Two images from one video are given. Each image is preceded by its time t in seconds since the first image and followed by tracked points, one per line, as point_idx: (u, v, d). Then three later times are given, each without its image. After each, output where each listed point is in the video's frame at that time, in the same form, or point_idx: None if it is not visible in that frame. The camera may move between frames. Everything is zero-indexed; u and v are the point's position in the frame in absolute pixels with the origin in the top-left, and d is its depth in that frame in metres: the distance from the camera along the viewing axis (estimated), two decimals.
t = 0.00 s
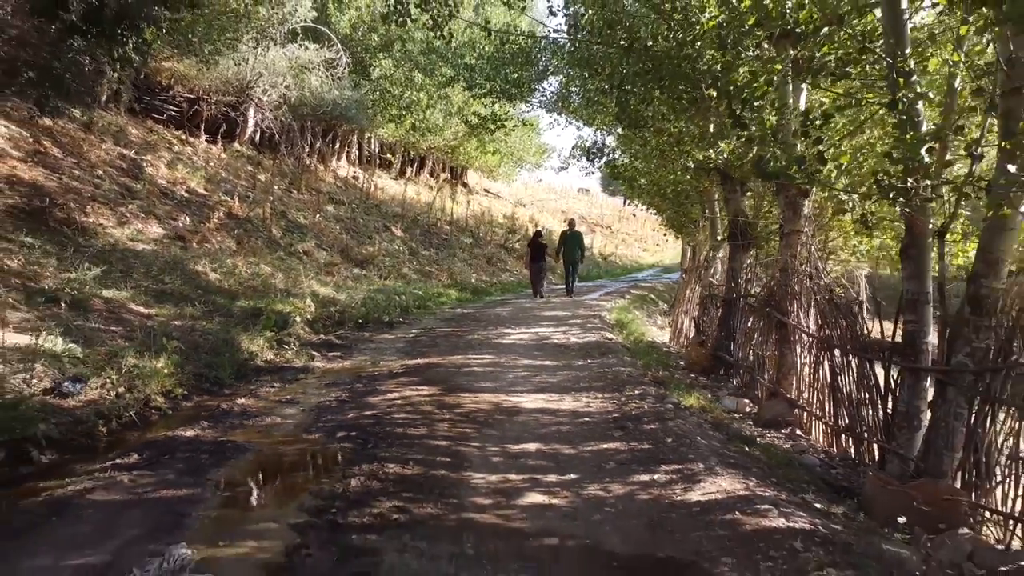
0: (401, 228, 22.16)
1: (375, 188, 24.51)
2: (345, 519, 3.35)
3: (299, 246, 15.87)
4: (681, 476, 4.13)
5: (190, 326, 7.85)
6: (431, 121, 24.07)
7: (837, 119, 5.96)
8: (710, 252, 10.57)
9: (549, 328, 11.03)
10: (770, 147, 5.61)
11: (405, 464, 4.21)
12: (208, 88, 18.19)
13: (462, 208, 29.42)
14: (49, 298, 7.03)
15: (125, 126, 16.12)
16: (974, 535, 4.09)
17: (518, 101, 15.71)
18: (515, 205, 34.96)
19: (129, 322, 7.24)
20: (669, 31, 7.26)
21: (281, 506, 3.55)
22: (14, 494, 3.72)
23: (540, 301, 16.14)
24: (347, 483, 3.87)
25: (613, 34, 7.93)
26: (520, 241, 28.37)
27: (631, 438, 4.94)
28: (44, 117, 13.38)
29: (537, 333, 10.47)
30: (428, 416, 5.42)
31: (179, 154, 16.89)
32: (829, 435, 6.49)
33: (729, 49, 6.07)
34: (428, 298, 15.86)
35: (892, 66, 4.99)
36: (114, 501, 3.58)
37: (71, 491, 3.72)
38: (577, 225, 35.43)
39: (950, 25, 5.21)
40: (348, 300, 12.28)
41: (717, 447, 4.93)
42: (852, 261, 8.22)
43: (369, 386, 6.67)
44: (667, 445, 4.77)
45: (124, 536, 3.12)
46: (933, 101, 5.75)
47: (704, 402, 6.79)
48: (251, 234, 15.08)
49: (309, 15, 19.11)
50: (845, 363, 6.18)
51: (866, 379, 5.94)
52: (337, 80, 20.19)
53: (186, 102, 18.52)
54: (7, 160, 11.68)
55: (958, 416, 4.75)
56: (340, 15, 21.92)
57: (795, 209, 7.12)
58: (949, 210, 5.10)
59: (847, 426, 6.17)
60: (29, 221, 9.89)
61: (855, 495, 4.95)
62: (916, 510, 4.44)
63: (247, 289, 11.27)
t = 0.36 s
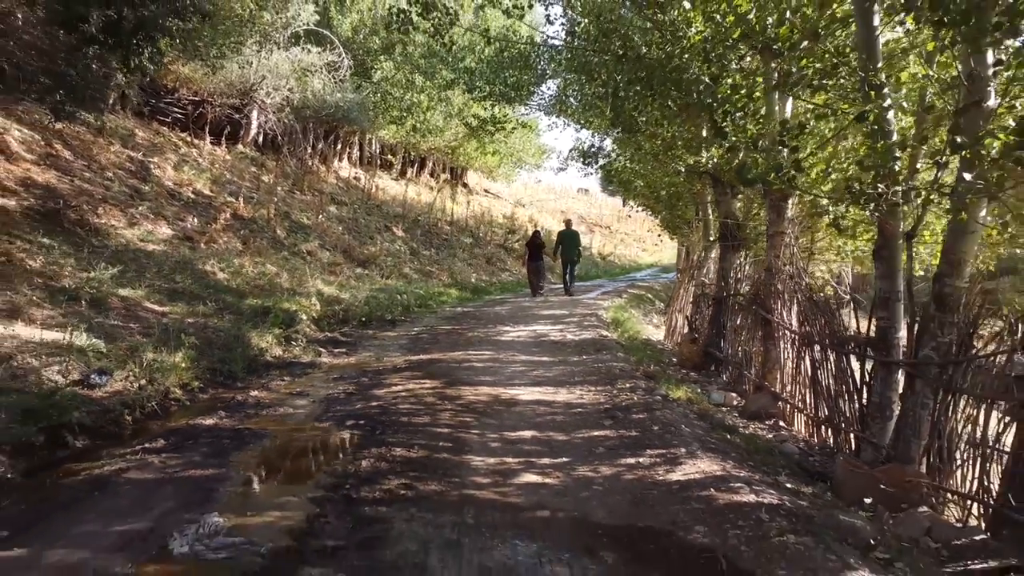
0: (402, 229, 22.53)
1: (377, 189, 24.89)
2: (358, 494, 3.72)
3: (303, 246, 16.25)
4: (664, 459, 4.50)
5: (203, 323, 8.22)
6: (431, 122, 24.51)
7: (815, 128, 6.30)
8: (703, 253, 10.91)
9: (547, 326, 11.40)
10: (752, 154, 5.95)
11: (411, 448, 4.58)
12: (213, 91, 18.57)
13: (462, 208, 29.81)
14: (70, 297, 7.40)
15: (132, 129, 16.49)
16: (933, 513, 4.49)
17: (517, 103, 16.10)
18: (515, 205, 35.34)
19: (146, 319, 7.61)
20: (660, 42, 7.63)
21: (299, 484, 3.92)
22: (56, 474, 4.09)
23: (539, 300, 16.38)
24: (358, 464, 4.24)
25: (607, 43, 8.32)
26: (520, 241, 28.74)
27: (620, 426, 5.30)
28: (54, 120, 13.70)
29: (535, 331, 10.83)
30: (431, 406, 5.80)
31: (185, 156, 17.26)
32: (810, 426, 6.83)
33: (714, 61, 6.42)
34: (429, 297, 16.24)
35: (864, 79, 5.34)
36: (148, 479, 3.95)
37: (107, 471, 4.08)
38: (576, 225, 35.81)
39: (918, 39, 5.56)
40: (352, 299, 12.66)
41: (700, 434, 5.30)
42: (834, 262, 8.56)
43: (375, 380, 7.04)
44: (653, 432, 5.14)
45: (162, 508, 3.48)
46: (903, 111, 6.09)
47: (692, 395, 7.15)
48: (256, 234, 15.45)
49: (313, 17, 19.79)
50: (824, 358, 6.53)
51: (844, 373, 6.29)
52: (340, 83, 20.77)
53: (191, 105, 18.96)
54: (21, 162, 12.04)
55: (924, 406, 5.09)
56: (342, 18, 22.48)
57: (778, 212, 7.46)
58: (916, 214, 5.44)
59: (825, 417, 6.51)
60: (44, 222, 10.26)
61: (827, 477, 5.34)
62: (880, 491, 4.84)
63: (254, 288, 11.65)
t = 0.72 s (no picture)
0: (403, 229, 22.84)
1: (378, 190, 25.21)
2: (366, 477, 4.02)
3: (306, 246, 16.55)
4: (651, 447, 4.79)
5: (212, 321, 8.51)
6: (431, 124, 24.85)
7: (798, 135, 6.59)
8: (697, 254, 11.18)
9: (545, 324, 11.72)
10: (738, 160, 6.23)
11: (414, 437, 4.89)
12: (216, 93, 18.86)
13: (462, 208, 30.14)
14: (86, 295, 7.69)
15: (138, 131, 16.78)
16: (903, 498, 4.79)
17: (516, 105, 16.42)
18: (515, 206, 35.67)
19: (157, 317, 7.91)
20: (653, 51, 7.94)
21: (310, 468, 4.22)
22: (84, 460, 4.39)
23: (538, 300, 16.62)
24: (365, 451, 4.54)
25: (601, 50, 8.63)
26: (519, 241, 29.06)
27: (612, 417, 5.61)
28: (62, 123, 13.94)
29: (532, 329, 11.14)
30: (432, 399, 6.11)
31: (190, 158, 17.55)
32: (796, 420, 7.12)
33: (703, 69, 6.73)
34: (430, 297, 16.55)
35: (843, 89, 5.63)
36: (170, 464, 4.25)
37: (132, 458, 4.38)
38: (575, 225, 36.15)
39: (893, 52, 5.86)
40: (354, 298, 12.97)
41: (687, 425, 5.61)
42: (819, 264, 8.86)
43: (378, 375, 7.35)
44: (642, 423, 5.45)
45: (186, 488, 3.79)
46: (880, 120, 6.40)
47: (683, 390, 7.44)
48: (260, 235, 15.75)
49: (315, 19, 20.04)
50: (808, 354, 6.82)
51: (827, 368, 6.57)
52: (341, 85, 21.08)
53: (195, 106, 19.22)
54: (31, 164, 12.30)
55: (899, 399, 5.37)
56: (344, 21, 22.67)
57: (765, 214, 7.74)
58: (893, 217, 5.73)
59: (809, 411, 6.81)
60: (56, 223, 10.55)
61: (805, 464, 5.63)
62: (855, 477, 5.12)
63: (260, 287, 11.96)
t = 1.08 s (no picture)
0: (403, 230, 23.20)
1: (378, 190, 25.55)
2: (374, 460, 4.37)
3: (309, 247, 16.91)
4: (639, 435, 5.14)
5: (222, 319, 8.86)
6: (431, 125, 25.22)
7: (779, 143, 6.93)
8: (690, 255, 11.51)
9: (542, 323, 12.07)
10: (723, 166, 6.56)
11: (417, 426, 5.23)
12: (221, 95, 19.21)
13: (462, 208, 30.51)
14: (102, 294, 8.03)
15: (144, 133, 17.12)
16: (873, 483, 5.14)
17: (514, 107, 16.81)
18: (515, 206, 36.04)
19: (170, 315, 8.25)
20: (646, 61, 8.31)
21: (321, 453, 4.57)
22: (112, 446, 4.74)
23: (536, 299, 16.97)
24: (372, 438, 4.90)
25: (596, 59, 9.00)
26: (518, 241, 29.43)
27: (603, 409, 5.96)
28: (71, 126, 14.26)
29: (530, 327, 11.49)
30: (434, 392, 6.46)
31: (195, 159, 17.89)
32: (780, 413, 7.47)
33: (691, 79, 7.08)
34: (430, 296, 16.92)
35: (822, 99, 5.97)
36: (192, 449, 4.60)
37: (156, 444, 4.74)
38: (574, 225, 36.54)
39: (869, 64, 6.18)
40: (357, 297, 13.33)
41: (674, 416, 5.95)
42: (803, 265, 9.18)
43: (382, 370, 7.70)
44: (631, 414, 5.80)
45: (209, 470, 4.14)
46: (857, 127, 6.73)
47: (673, 384, 7.79)
48: (265, 235, 16.11)
49: (318, 23, 20.30)
50: (790, 350, 7.16)
51: (808, 363, 6.92)
52: (343, 87, 21.43)
53: (199, 109, 19.58)
54: (43, 167, 12.64)
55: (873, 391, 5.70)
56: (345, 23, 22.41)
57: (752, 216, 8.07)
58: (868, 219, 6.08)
59: (792, 404, 7.13)
60: (69, 225, 10.91)
61: (785, 452, 6.00)
62: (829, 464, 5.48)
63: (266, 286, 12.31)
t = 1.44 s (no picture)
0: (404, 230, 23.48)
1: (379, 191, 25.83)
2: (380, 448, 4.65)
3: (311, 247, 17.19)
4: (630, 427, 5.43)
5: (229, 317, 9.14)
6: (431, 126, 25.48)
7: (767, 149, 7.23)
8: (685, 255, 11.78)
9: (541, 321, 12.36)
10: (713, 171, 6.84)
11: (419, 417, 5.52)
12: (224, 97, 19.51)
13: (462, 208, 30.81)
14: (114, 293, 8.31)
15: (149, 135, 17.39)
16: (850, 472, 5.45)
17: (513, 109, 17.09)
18: (515, 206, 36.33)
19: (179, 313, 8.54)
20: (640, 68, 8.61)
21: (329, 442, 4.86)
22: (133, 435, 5.03)
23: (535, 298, 17.28)
24: (377, 428, 5.18)
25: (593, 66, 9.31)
26: (518, 241, 29.72)
27: (597, 402, 6.25)
28: (79, 128, 14.52)
29: (528, 326, 11.77)
30: (435, 387, 6.75)
31: (199, 161, 18.16)
32: (768, 407, 7.75)
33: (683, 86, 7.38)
34: (431, 296, 17.21)
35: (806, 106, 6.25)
36: (208, 438, 4.89)
37: (174, 434, 5.02)
38: (574, 225, 36.81)
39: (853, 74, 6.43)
40: (360, 297, 13.62)
41: (665, 409, 6.23)
42: (792, 266, 9.46)
43: (385, 366, 7.99)
44: (624, 407, 6.09)
45: (227, 456, 4.44)
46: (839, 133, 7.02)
47: (665, 381, 8.08)
48: (268, 236, 16.39)
49: (320, 25, 20.50)
50: (778, 347, 7.44)
51: (794, 360, 7.20)
52: (345, 89, 21.71)
53: (202, 110, 19.87)
54: (52, 169, 12.91)
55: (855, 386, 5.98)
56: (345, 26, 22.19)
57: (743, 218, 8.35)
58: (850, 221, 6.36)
59: (780, 399, 7.40)
60: (79, 225, 11.19)
61: (770, 444, 6.28)
62: (810, 455, 5.76)
63: (270, 285, 12.60)
